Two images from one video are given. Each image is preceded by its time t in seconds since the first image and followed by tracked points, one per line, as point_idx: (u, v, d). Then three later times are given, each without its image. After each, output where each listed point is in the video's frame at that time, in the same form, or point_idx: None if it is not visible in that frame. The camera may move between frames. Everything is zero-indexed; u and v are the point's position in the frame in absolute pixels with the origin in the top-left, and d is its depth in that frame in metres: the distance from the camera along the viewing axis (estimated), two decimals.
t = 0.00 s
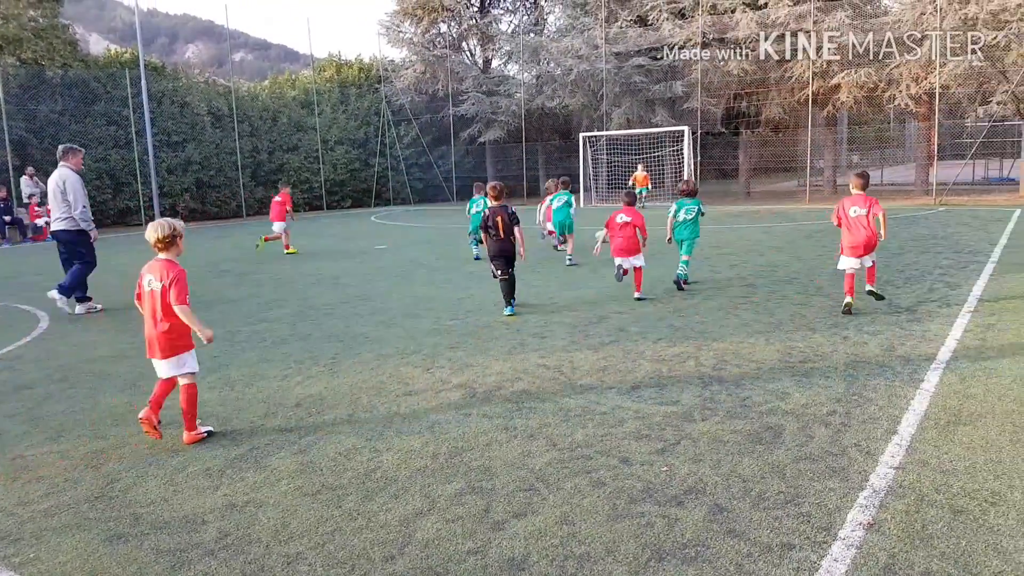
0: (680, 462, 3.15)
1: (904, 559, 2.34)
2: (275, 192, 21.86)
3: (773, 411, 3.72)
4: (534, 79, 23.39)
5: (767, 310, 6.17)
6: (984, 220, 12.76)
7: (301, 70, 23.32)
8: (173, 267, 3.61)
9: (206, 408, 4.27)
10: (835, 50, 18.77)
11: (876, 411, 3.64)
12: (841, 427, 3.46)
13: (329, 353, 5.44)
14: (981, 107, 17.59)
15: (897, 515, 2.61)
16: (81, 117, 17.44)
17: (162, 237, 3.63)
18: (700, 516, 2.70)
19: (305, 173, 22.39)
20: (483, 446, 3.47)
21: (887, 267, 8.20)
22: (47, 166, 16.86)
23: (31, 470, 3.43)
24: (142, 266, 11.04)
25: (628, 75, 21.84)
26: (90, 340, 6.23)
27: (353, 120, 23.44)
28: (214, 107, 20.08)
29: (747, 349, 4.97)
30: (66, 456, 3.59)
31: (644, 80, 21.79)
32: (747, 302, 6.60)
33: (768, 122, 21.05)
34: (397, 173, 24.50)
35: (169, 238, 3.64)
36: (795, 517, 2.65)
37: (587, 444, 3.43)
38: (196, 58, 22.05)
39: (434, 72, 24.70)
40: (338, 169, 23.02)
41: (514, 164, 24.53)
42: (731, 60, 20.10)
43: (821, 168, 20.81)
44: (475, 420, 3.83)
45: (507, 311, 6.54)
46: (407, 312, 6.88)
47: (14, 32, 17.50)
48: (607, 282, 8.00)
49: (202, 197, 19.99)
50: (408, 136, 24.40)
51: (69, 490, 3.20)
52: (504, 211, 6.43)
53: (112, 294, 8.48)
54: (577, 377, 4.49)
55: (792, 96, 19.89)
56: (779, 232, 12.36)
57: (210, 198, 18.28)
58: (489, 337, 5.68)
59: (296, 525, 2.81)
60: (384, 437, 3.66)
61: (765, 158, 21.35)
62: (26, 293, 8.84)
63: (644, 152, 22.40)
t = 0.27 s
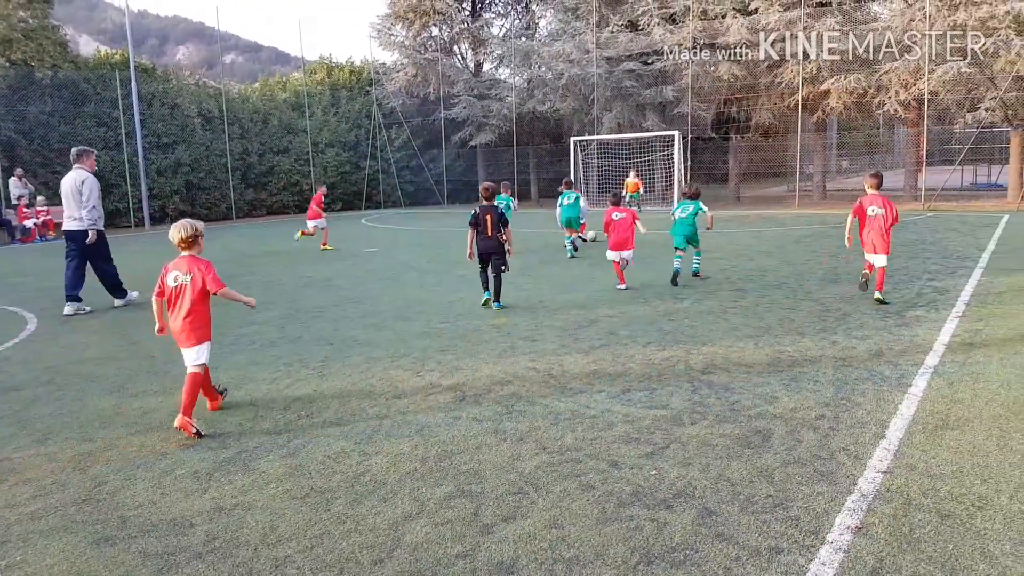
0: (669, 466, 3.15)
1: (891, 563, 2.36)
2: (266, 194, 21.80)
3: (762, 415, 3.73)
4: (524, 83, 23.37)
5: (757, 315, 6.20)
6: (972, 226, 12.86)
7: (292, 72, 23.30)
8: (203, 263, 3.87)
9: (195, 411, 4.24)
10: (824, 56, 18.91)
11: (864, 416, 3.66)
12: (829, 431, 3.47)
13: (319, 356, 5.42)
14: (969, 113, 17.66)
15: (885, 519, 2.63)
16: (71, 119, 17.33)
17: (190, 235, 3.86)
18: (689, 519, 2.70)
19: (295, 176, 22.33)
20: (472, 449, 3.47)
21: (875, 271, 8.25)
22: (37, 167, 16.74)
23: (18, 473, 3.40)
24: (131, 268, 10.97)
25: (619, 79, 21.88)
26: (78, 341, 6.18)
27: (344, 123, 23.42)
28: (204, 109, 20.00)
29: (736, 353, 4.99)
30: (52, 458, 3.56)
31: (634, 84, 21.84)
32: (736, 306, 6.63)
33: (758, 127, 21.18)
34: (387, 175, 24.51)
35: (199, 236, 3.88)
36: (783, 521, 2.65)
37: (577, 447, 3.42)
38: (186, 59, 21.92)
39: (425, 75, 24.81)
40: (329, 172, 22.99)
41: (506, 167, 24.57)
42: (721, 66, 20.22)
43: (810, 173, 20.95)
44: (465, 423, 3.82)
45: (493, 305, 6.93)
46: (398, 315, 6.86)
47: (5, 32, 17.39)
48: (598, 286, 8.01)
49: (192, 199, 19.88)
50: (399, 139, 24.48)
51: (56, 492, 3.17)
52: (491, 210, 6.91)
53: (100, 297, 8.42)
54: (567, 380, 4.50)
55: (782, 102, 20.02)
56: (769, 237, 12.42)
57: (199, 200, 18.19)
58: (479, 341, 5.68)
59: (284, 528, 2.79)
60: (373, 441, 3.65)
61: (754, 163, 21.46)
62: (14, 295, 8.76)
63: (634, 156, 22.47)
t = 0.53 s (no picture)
0: (663, 470, 3.15)
1: (884, 566, 2.36)
2: (258, 197, 21.74)
3: (755, 418, 3.74)
4: (517, 87, 23.21)
5: (749, 318, 6.22)
6: (964, 230, 12.92)
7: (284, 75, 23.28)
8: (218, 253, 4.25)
9: (188, 413, 4.22)
10: (817, 60, 18.98)
11: (856, 419, 3.67)
12: (821, 434, 3.48)
13: (312, 359, 5.40)
14: (961, 117, 17.71)
15: (878, 523, 2.63)
16: (63, 121, 17.24)
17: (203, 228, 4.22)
18: (683, 523, 2.70)
19: (288, 179, 22.27)
20: (465, 452, 3.46)
21: (867, 275, 8.30)
22: (29, 170, 16.66)
23: (10, 475, 3.37)
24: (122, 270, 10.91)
25: (611, 83, 22.15)
26: (71, 344, 6.14)
27: (336, 126, 23.41)
28: (197, 112, 19.94)
29: (729, 356, 5.01)
30: (44, 461, 3.52)
31: (626, 88, 22.07)
32: (729, 309, 6.65)
33: (751, 130, 21.25)
34: (380, 179, 24.52)
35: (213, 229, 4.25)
36: (776, 524, 2.65)
37: (569, 450, 3.42)
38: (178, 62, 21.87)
39: (417, 79, 24.52)
40: (321, 175, 22.95)
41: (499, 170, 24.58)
42: (713, 69, 20.24)
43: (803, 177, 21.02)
44: (458, 427, 3.81)
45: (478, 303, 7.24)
46: (391, 318, 6.85)
47: None
48: (591, 289, 8.02)
49: (184, 201, 19.81)
50: (392, 142, 24.47)
51: (48, 495, 3.14)
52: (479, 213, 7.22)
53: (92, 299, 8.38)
54: (561, 383, 4.51)
55: (774, 106, 20.10)
56: (761, 240, 12.47)
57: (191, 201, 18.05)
58: (472, 344, 5.68)
59: (277, 531, 2.77)
60: (366, 444, 3.63)
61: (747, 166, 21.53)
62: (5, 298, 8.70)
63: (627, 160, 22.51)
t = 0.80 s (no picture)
0: (664, 471, 3.15)
1: (887, 569, 2.35)
2: (259, 199, 21.74)
3: (756, 420, 3.73)
4: (517, 88, 23.31)
5: (750, 320, 6.21)
6: (966, 231, 12.91)
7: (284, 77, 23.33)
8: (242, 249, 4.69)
9: (189, 414, 4.22)
10: (818, 61, 18.97)
11: (858, 421, 3.67)
12: (823, 436, 3.48)
13: (312, 360, 5.40)
14: (963, 118, 17.73)
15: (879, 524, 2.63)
16: (64, 123, 17.27)
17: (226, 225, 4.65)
18: (684, 524, 2.69)
19: (288, 180, 22.28)
20: (465, 453, 3.46)
21: (868, 276, 8.29)
22: (30, 172, 16.68)
23: (13, 475, 3.37)
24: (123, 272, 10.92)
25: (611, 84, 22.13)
26: (73, 345, 6.14)
27: (336, 127, 23.46)
28: (197, 114, 19.96)
29: (729, 357, 5.01)
30: (46, 461, 3.52)
31: (627, 89, 22.08)
32: (729, 311, 6.65)
33: (752, 131, 21.24)
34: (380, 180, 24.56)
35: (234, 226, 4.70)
36: (778, 526, 2.65)
37: (570, 452, 3.42)
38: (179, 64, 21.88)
39: (417, 80, 24.48)
40: (322, 176, 22.97)
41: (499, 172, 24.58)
42: (713, 70, 20.26)
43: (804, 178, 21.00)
44: (459, 428, 3.81)
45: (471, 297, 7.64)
46: (391, 320, 6.85)
47: None
48: (591, 291, 8.02)
49: (185, 203, 19.81)
50: (392, 143, 24.49)
51: (51, 495, 3.14)
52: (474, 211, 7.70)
53: (94, 301, 8.38)
54: (562, 385, 4.51)
55: (775, 107, 20.11)
56: (761, 241, 12.47)
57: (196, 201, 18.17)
58: (473, 345, 5.68)
59: (278, 531, 2.77)
60: (367, 444, 3.63)
61: (748, 168, 21.51)
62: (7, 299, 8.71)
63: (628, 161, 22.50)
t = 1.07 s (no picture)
0: (666, 469, 3.15)
1: (887, 568, 2.36)
2: (264, 192, 21.78)
3: (759, 418, 3.73)
4: (523, 84, 23.37)
5: (754, 319, 6.21)
6: (972, 232, 12.86)
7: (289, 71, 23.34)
8: (257, 238, 4.88)
9: (193, 406, 4.23)
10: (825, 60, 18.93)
11: (861, 421, 3.67)
12: (825, 436, 3.48)
13: (314, 354, 5.41)
14: (971, 119, 17.64)
15: (881, 524, 2.63)
16: (70, 114, 17.31)
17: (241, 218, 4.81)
18: (685, 521, 2.70)
19: (293, 174, 22.31)
20: (468, 447, 3.47)
21: (873, 276, 8.27)
22: (36, 163, 16.74)
23: (20, 464, 3.39)
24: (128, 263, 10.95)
25: (618, 81, 22.04)
26: (77, 336, 6.17)
27: (341, 122, 23.48)
28: (203, 106, 19.99)
29: (732, 356, 5.01)
30: (51, 451, 3.54)
31: (634, 86, 21.91)
32: (733, 310, 6.64)
33: (758, 130, 21.22)
34: (385, 175, 24.71)
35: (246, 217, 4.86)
36: (779, 525, 2.65)
37: (572, 448, 3.43)
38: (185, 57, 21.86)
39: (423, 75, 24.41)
40: (327, 170, 23.01)
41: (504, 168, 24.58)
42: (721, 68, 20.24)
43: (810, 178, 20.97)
44: (461, 423, 3.82)
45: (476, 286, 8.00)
46: (395, 314, 6.86)
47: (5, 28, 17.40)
48: (595, 288, 8.02)
49: (190, 196, 19.85)
50: (397, 138, 24.56)
51: (55, 484, 3.16)
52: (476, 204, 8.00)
53: (98, 292, 8.41)
54: (564, 381, 4.52)
55: (782, 106, 20.09)
56: (766, 240, 12.45)
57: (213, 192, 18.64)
58: (476, 340, 5.69)
59: (281, 523, 2.78)
60: (369, 438, 3.64)
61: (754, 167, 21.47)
62: (12, 289, 8.75)
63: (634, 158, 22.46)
